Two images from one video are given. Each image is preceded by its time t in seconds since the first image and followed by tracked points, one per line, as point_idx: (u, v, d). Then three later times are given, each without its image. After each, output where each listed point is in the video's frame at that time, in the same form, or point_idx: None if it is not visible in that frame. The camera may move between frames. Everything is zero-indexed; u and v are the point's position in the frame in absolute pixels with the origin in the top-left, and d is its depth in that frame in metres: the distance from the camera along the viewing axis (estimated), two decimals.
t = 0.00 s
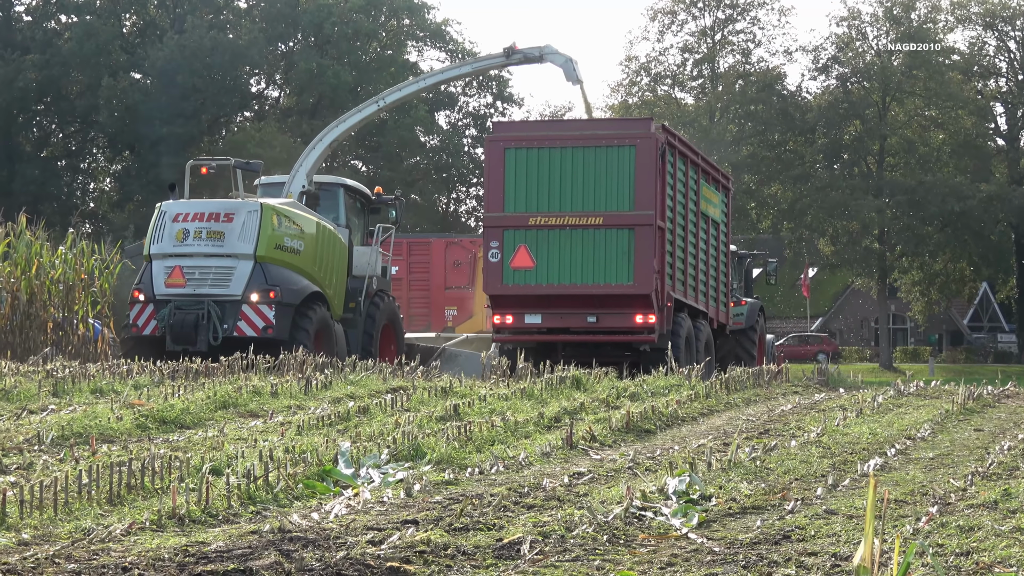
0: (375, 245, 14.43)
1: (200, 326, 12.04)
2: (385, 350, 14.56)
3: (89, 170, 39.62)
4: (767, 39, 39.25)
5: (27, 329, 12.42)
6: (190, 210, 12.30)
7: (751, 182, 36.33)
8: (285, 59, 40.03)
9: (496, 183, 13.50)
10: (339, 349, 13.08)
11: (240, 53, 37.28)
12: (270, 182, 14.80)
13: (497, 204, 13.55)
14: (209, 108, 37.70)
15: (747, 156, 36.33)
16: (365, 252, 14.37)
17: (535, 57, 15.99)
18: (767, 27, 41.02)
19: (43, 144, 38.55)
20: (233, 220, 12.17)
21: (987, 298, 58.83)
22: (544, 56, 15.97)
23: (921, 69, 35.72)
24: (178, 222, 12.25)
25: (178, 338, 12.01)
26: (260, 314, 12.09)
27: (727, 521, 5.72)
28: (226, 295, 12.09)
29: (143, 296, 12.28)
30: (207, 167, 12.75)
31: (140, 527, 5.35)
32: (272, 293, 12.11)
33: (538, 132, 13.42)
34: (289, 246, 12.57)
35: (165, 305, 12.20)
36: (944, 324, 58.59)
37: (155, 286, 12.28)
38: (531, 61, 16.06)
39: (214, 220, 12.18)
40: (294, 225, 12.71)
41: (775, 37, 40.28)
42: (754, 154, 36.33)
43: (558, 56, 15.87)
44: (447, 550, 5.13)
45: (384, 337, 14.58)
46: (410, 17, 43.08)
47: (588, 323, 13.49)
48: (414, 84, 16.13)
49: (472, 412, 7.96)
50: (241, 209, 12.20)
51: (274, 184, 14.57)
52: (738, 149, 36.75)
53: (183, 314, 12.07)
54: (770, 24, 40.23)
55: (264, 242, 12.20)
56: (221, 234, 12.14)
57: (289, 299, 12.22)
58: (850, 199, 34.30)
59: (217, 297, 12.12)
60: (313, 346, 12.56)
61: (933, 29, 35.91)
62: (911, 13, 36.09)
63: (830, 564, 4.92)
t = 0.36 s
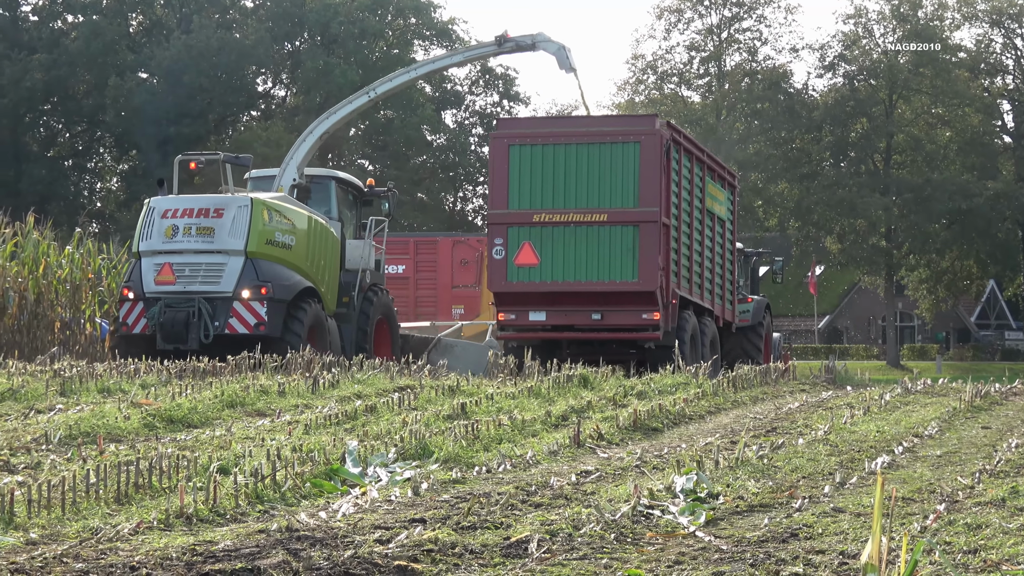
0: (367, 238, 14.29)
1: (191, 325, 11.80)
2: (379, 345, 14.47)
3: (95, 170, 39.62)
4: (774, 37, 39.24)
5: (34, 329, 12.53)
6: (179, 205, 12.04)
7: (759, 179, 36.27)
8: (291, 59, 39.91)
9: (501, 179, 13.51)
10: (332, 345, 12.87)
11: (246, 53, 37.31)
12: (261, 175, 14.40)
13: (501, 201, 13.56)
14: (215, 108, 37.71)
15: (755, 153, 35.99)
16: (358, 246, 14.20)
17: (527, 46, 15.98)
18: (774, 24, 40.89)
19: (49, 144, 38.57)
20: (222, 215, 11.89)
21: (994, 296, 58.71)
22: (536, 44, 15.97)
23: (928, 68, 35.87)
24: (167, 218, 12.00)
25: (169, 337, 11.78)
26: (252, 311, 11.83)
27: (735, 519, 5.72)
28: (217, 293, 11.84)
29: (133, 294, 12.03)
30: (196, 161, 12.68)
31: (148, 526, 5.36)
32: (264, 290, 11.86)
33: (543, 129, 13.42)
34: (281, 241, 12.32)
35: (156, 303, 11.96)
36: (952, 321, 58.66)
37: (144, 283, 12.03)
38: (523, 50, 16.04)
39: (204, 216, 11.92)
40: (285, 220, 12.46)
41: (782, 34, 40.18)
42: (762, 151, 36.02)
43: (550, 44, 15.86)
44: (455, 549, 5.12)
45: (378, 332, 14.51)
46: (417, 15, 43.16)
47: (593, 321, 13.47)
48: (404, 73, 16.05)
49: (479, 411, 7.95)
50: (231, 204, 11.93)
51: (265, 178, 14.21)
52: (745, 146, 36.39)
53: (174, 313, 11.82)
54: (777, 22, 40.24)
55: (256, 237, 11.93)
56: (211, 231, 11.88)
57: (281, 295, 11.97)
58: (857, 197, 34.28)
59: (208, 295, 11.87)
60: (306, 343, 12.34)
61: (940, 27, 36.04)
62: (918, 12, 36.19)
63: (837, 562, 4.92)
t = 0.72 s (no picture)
0: (361, 235, 14.03)
1: (180, 324, 11.55)
2: (372, 344, 14.31)
3: (103, 171, 39.69)
4: (780, 37, 39.20)
5: (41, 331, 12.66)
6: (168, 202, 11.81)
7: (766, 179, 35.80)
8: (298, 59, 39.87)
9: (501, 178, 13.50)
10: (325, 344, 12.67)
11: (252, 54, 37.35)
12: (251, 171, 14.62)
13: (501, 200, 13.55)
14: (222, 109, 37.74)
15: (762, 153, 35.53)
16: (350, 242, 13.96)
17: (523, 38, 15.98)
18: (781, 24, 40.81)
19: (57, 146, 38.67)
20: (212, 212, 11.66)
21: (1001, 295, 58.63)
22: (531, 37, 15.96)
23: (935, 67, 35.97)
24: (155, 215, 11.77)
25: (158, 336, 11.53)
26: (243, 310, 11.60)
27: (742, 519, 5.72)
28: (207, 291, 11.60)
29: (122, 293, 11.81)
30: (183, 158, 12.44)
31: (155, 527, 5.36)
32: (255, 288, 11.64)
33: (544, 128, 13.42)
34: (272, 238, 12.09)
35: (144, 302, 11.73)
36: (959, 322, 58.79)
37: (133, 282, 11.80)
38: (519, 43, 16.04)
39: (194, 213, 11.69)
40: (276, 216, 12.23)
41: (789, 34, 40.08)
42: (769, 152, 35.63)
43: (546, 37, 15.85)
44: (462, 550, 5.13)
45: (372, 331, 14.34)
46: (424, 16, 43.22)
47: (594, 320, 13.47)
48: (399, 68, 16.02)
49: (486, 412, 7.96)
50: (221, 201, 11.70)
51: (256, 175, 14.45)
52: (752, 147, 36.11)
53: (163, 312, 11.57)
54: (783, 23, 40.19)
55: (247, 235, 11.71)
56: (200, 228, 11.66)
57: (272, 294, 11.74)
58: (864, 197, 34.29)
59: (197, 293, 11.63)
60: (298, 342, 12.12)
61: (947, 26, 36.08)
62: (925, 11, 36.17)
63: (845, 562, 4.91)
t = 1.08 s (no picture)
0: (355, 234, 14.04)
1: (168, 323, 11.49)
2: (367, 343, 14.19)
3: (110, 173, 39.79)
4: (787, 38, 39.24)
5: (49, 333, 12.76)
6: (157, 199, 11.75)
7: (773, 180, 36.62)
8: (305, 61, 39.89)
9: (500, 178, 13.49)
10: (317, 346, 12.59)
11: (259, 56, 37.44)
12: (245, 168, 14.28)
13: (500, 200, 13.55)
14: (228, 111, 37.79)
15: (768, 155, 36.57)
16: (345, 242, 13.94)
17: (522, 36, 16.00)
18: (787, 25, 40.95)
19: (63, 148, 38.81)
20: (202, 209, 11.62)
21: (1008, 296, 58.52)
22: (531, 34, 15.97)
23: (942, 68, 35.87)
24: (144, 212, 11.71)
25: (146, 335, 11.47)
26: (232, 309, 11.53)
27: (749, 521, 5.71)
28: (196, 290, 11.54)
29: (109, 291, 11.75)
30: (174, 154, 12.33)
31: (163, 530, 5.36)
32: (245, 287, 11.58)
33: (542, 127, 13.41)
34: (263, 236, 12.06)
35: (132, 300, 11.67)
36: (966, 323, 58.85)
37: (121, 280, 11.73)
38: (518, 40, 16.05)
39: (183, 210, 11.64)
40: (267, 214, 12.19)
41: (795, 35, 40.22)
42: (774, 153, 36.58)
43: (545, 34, 15.86)
44: (469, 552, 5.12)
45: (367, 332, 14.23)
46: (431, 18, 43.67)
47: (595, 320, 13.47)
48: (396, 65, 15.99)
49: (493, 413, 7.96)
50: (211, 198, 11.66)
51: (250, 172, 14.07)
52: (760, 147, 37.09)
53: (151, 311, 11.52)
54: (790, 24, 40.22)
55: (237, 232, 11.67)
56: (190, 225, 11.60)
57: (262, 293, 11.69)
58: (871, 198, 34.30)
59: (186, 292, 11.57)
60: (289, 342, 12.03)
61: (954, 28, 35.98)
62: (932, 12, 36.08)
63: (853, 563, 4.91)
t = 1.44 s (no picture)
0: (350, 233, 13.95)
1: (154, 319, 11.35)
2: (360, 345, 14.03)
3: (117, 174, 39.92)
4: (794, 40, 39.23)
5: (56, 335, 12.86)
6: (144, 193, 11.64)
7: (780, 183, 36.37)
8: (312, 62, 39.88)
9: (500, 177, 13.50)
10: (308, 344, 12.41)
11: (267, 57, 37.44)
12: (238, 163, 14.20)
13: (500, 199, 13.56)
14: (236, 113, 37.86)
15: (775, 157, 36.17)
16: (339, 240, 13.87)
17: (519, 29, 15.96)
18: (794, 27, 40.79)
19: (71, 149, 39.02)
20: (191, 203, 11.51)
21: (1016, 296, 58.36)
22: (527, 26, 15.94)
23: (950, 69, 35.79)
24: (132, 206, 11.60)
25: (131, 331, 11.33)
26: (220, 305, 11.38)
27: (757, 522, 5.71)
28: (183, 285, 11.41)
29: (95, 286, 11.61)
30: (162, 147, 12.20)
31: (171, 531, 5.35)
32: (234, 282, 11.44)
33: (541, 125, 13.41)
34: (253, 232, 11.92)
35: (118, 295, 11.54)
36: (973, 324, 58.71)
37: (107, 275, 11.61)
38: (515, 33, 16.01)
39: (171, 204, 11.54)
40: (257, 209, 12.06)
41: (803, 37, 40.13)
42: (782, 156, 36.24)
43: (542, 27, 15.85)
44: (478, 553, 5.11)
45: (361, 331, 14.05)
46: (438, 19, 42.62)
47: (595, 321, 13.47)
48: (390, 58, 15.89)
49: (501, 415, 7.97)
50: (200, 191, 11.56)
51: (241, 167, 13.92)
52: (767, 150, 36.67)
53: (136, 306, 11.39)
54: (797, 25, 40.21)
55: (226, 227, 11.56)
56: (178, 219, 11.48)
57: (251, 289, 11.54)
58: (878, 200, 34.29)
59: (173, 287, 11.45)
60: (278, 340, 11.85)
61: (961, 29, 35.84)
62: (940, 13, 35.97)
63: (861, 565, 4.91)
